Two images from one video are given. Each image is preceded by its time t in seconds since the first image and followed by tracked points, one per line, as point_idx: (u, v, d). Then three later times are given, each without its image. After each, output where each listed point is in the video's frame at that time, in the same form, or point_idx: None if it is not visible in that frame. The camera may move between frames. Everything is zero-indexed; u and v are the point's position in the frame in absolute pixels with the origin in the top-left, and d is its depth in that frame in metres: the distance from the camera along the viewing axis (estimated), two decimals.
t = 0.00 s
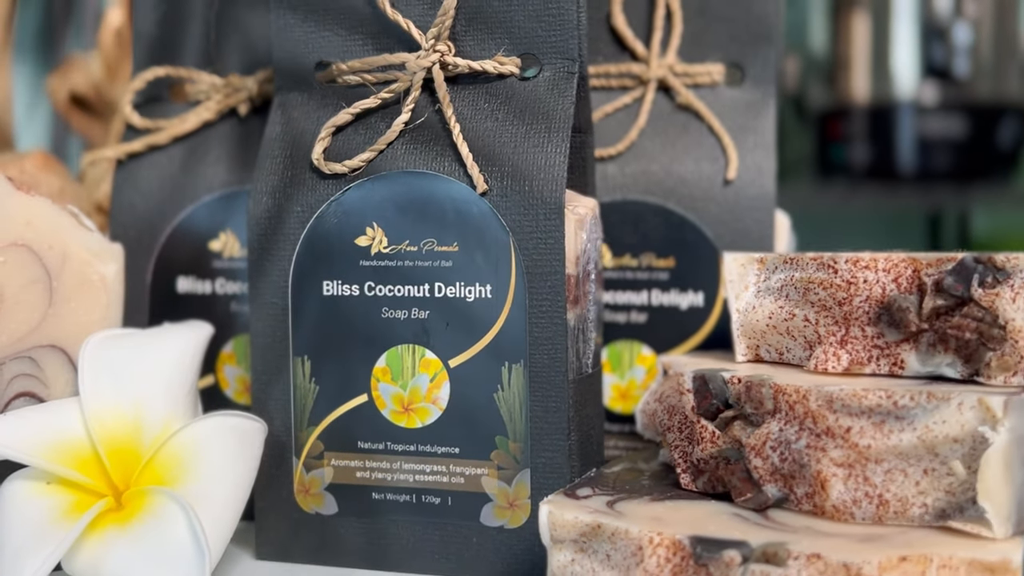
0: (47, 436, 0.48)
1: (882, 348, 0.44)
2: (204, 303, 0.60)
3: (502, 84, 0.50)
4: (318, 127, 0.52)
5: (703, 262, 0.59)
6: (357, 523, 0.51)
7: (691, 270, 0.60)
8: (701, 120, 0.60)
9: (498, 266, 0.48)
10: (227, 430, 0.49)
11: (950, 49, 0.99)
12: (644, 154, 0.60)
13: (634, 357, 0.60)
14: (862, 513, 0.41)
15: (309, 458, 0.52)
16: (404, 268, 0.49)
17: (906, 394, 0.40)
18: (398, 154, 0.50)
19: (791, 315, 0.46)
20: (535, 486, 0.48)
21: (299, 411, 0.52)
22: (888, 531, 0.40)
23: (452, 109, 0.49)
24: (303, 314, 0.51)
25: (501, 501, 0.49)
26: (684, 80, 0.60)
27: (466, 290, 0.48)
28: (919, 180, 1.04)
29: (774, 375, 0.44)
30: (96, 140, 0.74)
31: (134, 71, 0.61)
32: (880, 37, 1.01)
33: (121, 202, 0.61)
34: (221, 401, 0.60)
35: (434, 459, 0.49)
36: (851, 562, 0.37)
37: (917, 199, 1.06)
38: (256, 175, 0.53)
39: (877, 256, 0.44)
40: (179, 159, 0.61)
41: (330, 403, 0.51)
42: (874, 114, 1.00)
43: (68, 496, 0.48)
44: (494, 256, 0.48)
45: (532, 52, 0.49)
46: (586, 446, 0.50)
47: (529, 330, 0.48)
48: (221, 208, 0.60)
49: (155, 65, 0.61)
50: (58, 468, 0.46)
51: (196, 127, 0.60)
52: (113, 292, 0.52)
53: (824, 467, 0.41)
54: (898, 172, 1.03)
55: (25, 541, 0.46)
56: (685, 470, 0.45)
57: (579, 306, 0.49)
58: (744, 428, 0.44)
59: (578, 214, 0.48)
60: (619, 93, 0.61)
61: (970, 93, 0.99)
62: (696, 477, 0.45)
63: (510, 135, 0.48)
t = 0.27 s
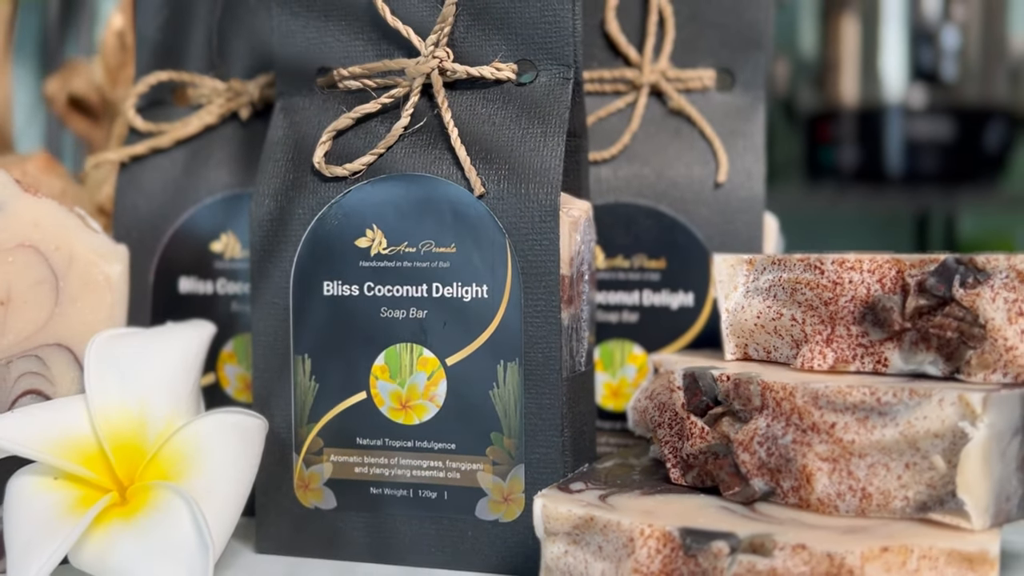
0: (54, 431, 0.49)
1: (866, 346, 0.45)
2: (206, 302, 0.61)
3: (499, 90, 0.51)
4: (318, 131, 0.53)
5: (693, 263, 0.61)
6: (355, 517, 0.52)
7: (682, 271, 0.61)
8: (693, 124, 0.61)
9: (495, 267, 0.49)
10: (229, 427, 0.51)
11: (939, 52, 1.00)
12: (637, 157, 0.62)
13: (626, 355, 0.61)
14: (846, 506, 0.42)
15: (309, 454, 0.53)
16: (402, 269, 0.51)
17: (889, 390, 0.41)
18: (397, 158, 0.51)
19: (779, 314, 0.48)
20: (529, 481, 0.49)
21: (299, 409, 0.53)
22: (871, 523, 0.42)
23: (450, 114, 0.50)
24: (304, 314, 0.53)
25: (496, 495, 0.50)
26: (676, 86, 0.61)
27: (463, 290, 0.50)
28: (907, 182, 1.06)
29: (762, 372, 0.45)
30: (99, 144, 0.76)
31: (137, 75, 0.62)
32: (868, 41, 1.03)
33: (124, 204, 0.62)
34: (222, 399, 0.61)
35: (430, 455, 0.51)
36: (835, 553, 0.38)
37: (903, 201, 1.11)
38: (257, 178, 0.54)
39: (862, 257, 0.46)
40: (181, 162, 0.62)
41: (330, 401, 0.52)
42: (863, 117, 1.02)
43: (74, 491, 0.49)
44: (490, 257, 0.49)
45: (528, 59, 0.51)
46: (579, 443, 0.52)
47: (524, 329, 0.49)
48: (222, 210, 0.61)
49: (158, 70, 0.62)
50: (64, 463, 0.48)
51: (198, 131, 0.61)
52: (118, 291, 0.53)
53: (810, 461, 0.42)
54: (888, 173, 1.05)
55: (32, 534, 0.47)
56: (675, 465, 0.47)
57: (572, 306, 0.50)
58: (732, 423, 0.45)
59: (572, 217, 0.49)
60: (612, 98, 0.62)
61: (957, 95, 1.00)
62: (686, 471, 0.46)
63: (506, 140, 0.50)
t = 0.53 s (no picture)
0: (65, 427, 0.50)
1: (856, 345, 0.47)
2: (211, 302, 0.63)
3: (500, 95, 0.52)
4: (323, 135, 0.55)
5: (687, 264, 0.62)
6: (358, 511, 0.53)
7: (676, 271, 0.62)
8: (688, 129, 0.63)
9: (495, 268, 0.51)
10: (236, 423, 0.52)
11: (930, 55, 1.03)
12: (633, 161, 0.63)
13: (621, 354, 0.63)
14: (835, 499, 0.43)
15: (313, 450, 0.54)
16: (405, 269, 0.52)
17: (878, 387, 0.42)
18: (400, 162, 0.52)
19: (771, 314, 0.49)
20: (527, 476, 0.51)
21: (303, 406, 0.54)
22: (859, 515, 0.43)
23: (452, 118, 0.52)
24: (308, 313, 0.54)
25: (495, 490, 0.51)
26: (672, 91, 0.63)
27: (464, 291, 0.51)
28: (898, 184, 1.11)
29: (754, 370, 0.47)
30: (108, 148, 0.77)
31: (144, 80, 0.64)
32: (859, 44, 1.05)
33: (131, 207, 0.64)
34: (226, 397, 0.62)
35: (431, 451, 0.52)
36: (824, 543, 0.39)
37: (896, 201, 1.12)
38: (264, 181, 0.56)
39: (852, 258, 0.47)
40: (187, 166, 0.63)
41: (333, 398, 0.54)
42: (855, 119, 1.06)
43: (85, 486, 0.50)
44: (491, 258, 0.51)
45: (528, 65, 0.52)
46: (576, 439, 0.53)
47: (524, 328, 0.50)
48: (228, 212, 0.62)
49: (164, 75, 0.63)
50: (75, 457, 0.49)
51: (204, 135, 0.63)
52: (128, 293, 0.55)
53: (800, 455, 0.43)
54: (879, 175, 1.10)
55: (43, 527, 0.48)
56: (669, 460, 0.48)
57: (570, 306, 0.52)
58: (725, 420, 0.46)
59: (571, 219, 0.51)
60: (609, 103, 0.64)
61: (948, 98, 1.04)
62: (680, 466, 0.48)
63: (507, 144, 0.51)
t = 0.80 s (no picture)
0: (81, 424, 0.52)
1: (850, 343, 0.48)
2: (220, 302, 0.64)
3: (505, 101, 0.54)
4: (332, 140, 0.56)
5: (685, 266, 0.64)
6: (365, 506, 0.55)
7: (674, 272, 0.64)
8: (687, 133, 0.64)
9: (500, 268, 0.52)
10: (247, 420, 0.53)
11: (924, 57, 1.09)
12: (633, 165, 0.65)
13: (620, 353, 0.64)
14: (828, 492, 0.45)
15: (321, 445, 0.56)
16: (412, 270, 0.53)
17: (871, 384, 0.44)
18: (408, 166, 0.54)
19: (768, 314, 0.51)
20: (530, 470, 0.52)
21: (312, 403, 0.56)
22: (852, 508, 0.44)
23: (458, 123, 0.53)
24: (318, 313, 0.55)
25: (498, 484, 0.53)
26: (671, 96, 0.64)
27: (469, 291, 0.53)
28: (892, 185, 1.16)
29: (751, 368, 0.48)
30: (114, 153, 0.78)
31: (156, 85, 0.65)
32: (854, 49, 1.12)
33: (142, 209, 0.65)
34: (234, 395, 0.64)
35: (436, 447, 0.53)
36: (819, 533, 0.41)
37: (890, 203, 1.17)
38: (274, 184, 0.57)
39: (847, 259, 0.48)
40: (197, 169, 0.65)
41: (341, 396, 0.55)
42: (849, 122, 1.13)
43: (100, 480, 0.51)
44: (496, 259, 0.52)
45: (532, 71, 0.54)
46: (577, 435, 0.54)
47: (527, 328, 0.52)
48: (237, 215, 0.64)
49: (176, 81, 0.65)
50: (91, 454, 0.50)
51: (213, 139, 0.64)
52: (142, 294, 0.57)
53: (795, 450, 0.45)
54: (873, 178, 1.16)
55: (60, 521, 0.50)
56: (668, 454, 0.50)
57: (572, 306, 0.53)
58: (723, 416, 0.48)
59: (574, 221, 0.52)
60: (610, 108, 0.65)
61: (941, 100, 1.10)
62: (678, 461, 0.49)
63: (511, 149, 0.53)
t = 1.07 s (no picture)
0: (101, 420, 0.53)
1: (848, 342, 0.49)
2: (233, 303, 0.66)
3: (513, 107, 0.55)
4: (345, 144, 0.58)
5: (687, 266, 0.65)
6: (375, 500, 0.56)
7: (676, 273, 0.65)
8: (689, 138, 0.66)
9: (508, 269, 0.54)
10: (262, 416, 0.55)
11: (921, 60, 1.14)
12: (636, 168, 0.66)
13: (623, 352, 0.66)
14: (827, 485, 0.46)
15: (333, 441, 0.57)
16: (422, 271, 0.55)
17: (869, 381, 0.45)
18: (419, 170, 0.55)
19: (768, 313, 0.52)
20: (536, 465, 0.54)
21: (324, 400, 0.57)
22: (849, 500, 0.46)
23: (468, 129, 0.55)
24: (331, 313, 0.57)
25: (505, 479, 0.54)
26: (674, 101, 0.66)
27: (478, 291, 0.54)
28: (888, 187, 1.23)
29: (752, 366, 0.50)
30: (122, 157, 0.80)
31: (171, 91, 0.67)
32: (851, 51, 1.16)
33: (158, 212, 0.67)
34: (247, 393, 0.65)
35: (446, 442, 0.55)
36: (818, 524, 0.42)
37: (886, 205, 1.23)
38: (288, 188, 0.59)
39: (845, 260, 0.50)
40: (211, 173, 0.66)
41: (353, 393, 0.57)
42: (845, 124, 1.19)
43: (120, 474, 0.53)
44: (505, 261, 0.54)
45: (540, 78, 0.55)
46: (582, 431, 0.56)
47: (535, 327, 0.53)
48: (249, 217, 0.65)
49: (191, 87, 0.67)
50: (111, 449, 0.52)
51: (227, 144, 0.66)
52: (159, 294, 0.58)
53: (795, 445, 0.47)
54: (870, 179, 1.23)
55: (82, 514, 0.51)
56: (671, 450, 0.51)
57: (578, 305, 0.55)
58: (724, 412, 0.49)
59: (580, 223, 0.54)
60: (614, 113, 0.67)
61: (937, 103, 1.15)
62: (681, 456, 0.51)
63: (519, 154, 0.54)
